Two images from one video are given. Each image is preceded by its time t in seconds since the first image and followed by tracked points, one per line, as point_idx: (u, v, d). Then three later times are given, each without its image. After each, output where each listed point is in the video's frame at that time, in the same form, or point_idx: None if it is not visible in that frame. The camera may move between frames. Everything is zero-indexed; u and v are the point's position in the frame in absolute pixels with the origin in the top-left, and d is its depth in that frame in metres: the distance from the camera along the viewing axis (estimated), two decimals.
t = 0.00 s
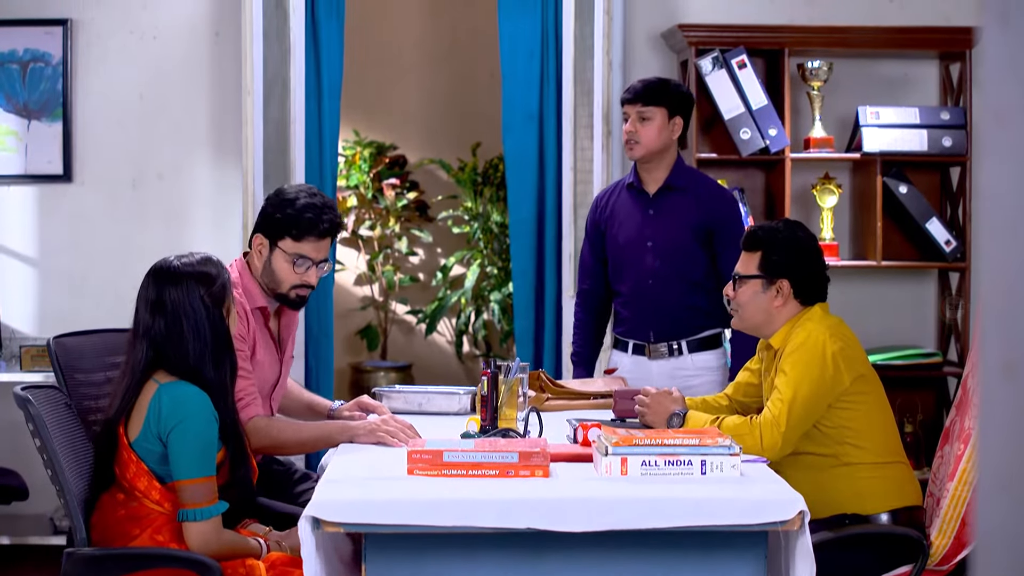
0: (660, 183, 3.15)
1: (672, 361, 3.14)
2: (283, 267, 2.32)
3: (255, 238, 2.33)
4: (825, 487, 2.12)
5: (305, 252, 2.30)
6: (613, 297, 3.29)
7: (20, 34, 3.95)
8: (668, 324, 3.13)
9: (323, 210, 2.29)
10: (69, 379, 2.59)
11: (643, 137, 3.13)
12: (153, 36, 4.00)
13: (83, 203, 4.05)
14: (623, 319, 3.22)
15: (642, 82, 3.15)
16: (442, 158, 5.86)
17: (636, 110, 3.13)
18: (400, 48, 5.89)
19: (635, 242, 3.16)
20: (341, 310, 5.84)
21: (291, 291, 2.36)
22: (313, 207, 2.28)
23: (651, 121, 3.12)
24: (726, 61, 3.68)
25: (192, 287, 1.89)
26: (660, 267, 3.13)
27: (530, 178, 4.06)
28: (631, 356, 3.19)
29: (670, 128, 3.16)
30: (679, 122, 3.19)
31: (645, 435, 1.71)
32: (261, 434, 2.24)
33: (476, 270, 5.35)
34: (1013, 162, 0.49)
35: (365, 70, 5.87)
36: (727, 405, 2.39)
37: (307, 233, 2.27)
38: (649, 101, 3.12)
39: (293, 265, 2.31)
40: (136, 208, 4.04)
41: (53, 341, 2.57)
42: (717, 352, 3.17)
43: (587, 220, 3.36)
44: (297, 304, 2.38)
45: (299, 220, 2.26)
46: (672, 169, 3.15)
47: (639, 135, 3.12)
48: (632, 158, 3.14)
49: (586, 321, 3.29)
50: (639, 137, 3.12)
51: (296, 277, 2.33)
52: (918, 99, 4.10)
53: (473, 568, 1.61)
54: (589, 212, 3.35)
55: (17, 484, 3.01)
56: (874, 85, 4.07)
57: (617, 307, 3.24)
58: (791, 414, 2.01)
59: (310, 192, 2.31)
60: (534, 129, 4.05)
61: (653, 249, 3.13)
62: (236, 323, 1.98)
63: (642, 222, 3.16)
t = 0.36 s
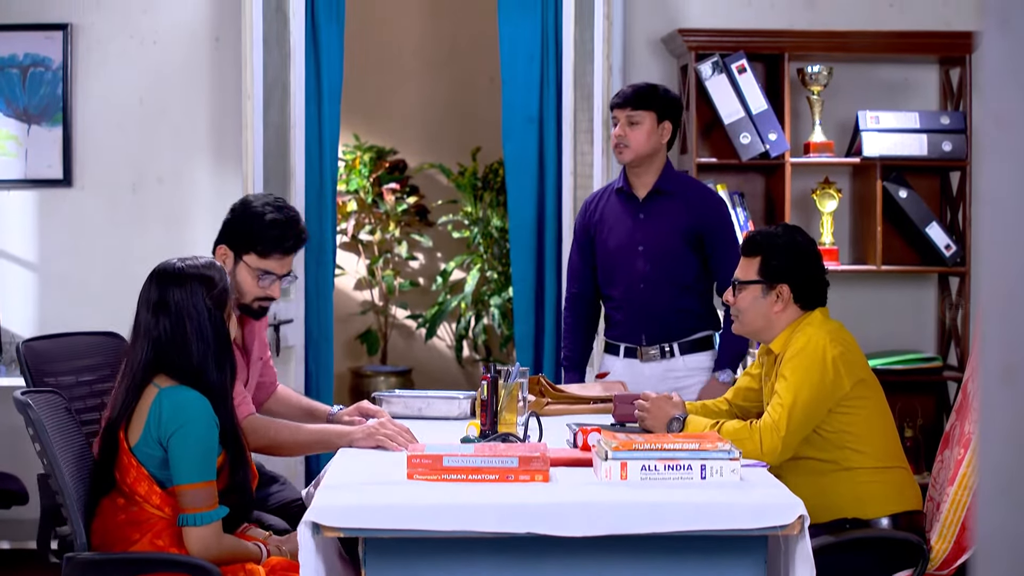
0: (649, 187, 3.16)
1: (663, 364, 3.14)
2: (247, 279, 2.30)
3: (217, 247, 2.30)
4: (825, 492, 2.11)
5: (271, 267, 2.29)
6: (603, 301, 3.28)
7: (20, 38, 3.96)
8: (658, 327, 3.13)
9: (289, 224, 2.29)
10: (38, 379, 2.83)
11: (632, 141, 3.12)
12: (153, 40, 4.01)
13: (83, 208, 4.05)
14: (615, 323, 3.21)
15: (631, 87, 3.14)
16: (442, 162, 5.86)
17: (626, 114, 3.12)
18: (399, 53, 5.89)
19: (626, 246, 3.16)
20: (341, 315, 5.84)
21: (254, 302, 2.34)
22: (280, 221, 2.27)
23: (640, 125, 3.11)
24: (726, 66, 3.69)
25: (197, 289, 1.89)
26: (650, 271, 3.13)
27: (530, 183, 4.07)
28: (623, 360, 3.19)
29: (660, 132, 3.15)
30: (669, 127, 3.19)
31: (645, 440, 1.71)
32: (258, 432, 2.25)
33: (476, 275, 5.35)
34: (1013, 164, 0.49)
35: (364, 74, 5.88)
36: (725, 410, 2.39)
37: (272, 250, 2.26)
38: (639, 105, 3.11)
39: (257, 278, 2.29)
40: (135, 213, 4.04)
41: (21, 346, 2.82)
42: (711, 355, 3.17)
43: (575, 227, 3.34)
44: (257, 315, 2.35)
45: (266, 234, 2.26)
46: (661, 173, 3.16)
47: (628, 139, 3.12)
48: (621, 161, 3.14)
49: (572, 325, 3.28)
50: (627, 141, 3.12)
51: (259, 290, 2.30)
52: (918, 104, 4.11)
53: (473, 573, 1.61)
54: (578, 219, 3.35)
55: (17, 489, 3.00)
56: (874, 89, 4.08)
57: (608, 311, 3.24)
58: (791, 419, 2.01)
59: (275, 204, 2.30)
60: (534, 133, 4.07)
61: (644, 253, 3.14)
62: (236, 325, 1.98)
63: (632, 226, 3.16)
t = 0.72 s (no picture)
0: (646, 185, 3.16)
1: (658, 364, 3.13)
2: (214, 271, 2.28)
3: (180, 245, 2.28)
4: (826, 494, 2.11)
5: (236, 253, 2.28)
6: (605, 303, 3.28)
7: (21, 40, 3.97)
8: (655, 327, 3.13)
9: (245, 206, 2.27)
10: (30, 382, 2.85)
11: (629, 144, 3.12)
12: (154, 42, 4.00)
13: (83, 209, 4.05)
14: (614, 324, 3.22)
15: (627, 91, 3.13)
16: (443, 164, 5.86)
17: (622, 116, 3.11)
18: (400, 55, 5.90)
19: (622, 249, 3.16)
20: (342, 317, 5.85)
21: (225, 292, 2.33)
22: (237, 205, 2.26)
23: (636, 127, 3.11)
24: (727, 68, 3.69)
25: (205, 291, 1.88)
26: (646, 271, 3.13)
27: (530, 185, 4.08)
28: (621, 360, 3.19)
29: (656, 134, 3.15)
30: (665, 129, 3.18)
31: (646, 442, 1.71)
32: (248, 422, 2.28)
33: (477, 277, 5.35)
34: (1013, 163, 0.49)
35: (365, 76, 5.88)
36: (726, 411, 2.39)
37: (234, 236, 2.26)
38: (634, 107, 3.10)
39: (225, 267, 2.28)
40: (135, 214, 4.04)
41: (14, 347, 2.83)
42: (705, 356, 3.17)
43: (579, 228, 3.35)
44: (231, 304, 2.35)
45: (227, 221, 2.24)
46: (659, 172, 3.15)
47: (625, 141, 3.12)
48: (619, 163, 3.14)
49: (575, 326, 3.28)
50: (624, 143, 3.12)
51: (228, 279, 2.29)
52: (918, 106, 4.11)
53: None
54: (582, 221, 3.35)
55: (17, 491, 3.00)
56: (874, 91, 4.08)
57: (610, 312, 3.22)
58: (792, 421, 2.01)
59: (224, 188, 2.28)
60: (534, 135, 4.07)
61: (639, 254, 3.14)
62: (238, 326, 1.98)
63: (630, 228, 3.16)
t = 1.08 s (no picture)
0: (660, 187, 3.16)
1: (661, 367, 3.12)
2: (250, 285, 2.24)
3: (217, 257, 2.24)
4: (828, 496, 2.11)
5: (273, 270, 2.24)
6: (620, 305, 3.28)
7: (22, 42, 3.98)
8: (660, 330, 3.13)
9: (286, 224, 2.25)
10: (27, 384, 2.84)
11: (645, 144, 3.13)
12: (155, 44, 4.01)
13: (85, 212, 4.05)
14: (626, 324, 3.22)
15: (646, 92, 3.15)
16: (444, 167, 5.86)
17: (639, 117, 3.12)
18: (401, 57, 5.90)
19: (633, 250, 3.17)
20: (343, 319, 5.85)
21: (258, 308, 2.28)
22: (278, 222, 2.24)
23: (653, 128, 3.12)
24: (728, 71, 3.69)
25: (211, 293, 1.88)
26: (657, 273, 3.12)
27: (531, 188, 4.08)
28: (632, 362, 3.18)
29: (673, 136, 3.14)
30: (683, 129, 3.18)
31: (647, 444, 1.71)
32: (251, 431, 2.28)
33: (478, 279, 5.35)
34: (1013, 166, 0.49)
35: (365, 78, 5.88)
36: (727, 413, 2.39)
37: (274, 251, 2.22)
38: (652, 108, 3.11)
39: (262, 282, 2.24)
40: (137, 217, 4.05)
41: (13, 349, 2.81)
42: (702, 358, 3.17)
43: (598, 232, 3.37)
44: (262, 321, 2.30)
45: (268, 235, 2.21)
46: (675, 174, 3.15)
47: (641, 142, 3.13)
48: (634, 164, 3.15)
49: (596, 329, 3.30)
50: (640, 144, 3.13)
51: (263, 294, 2.25)
52: (919, 108, 4.11)
53: None
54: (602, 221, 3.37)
55: (18, 493, 3.00)
56: (875, 94, 4.08)
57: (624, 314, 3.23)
58: (793, 423, 2.01)
59: (264, 206, 2.26)
60: (535, 138, 4.08)
61: (650, 255, 3.14)
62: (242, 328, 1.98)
63: (642, 227, 3.17)
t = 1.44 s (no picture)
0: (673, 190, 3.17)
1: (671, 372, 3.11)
2: (334, 317, 2.19)
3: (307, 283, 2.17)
4: (828, 500, 2.11)
5: (362, 308, 2.18)
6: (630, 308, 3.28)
7: (22, 45, 3.97)
8: (667, 334, 3.11)
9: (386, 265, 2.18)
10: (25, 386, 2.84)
11: (660, 148, 3.14)
12: (155, 47, 4.01)
13: (85, 215, 4.05)
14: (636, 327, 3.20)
15: (661, 94, 3.17)
16: (444, 170, 5.87)
17: (654, 120, 3.14)
18: (401, 59, 5.90)
19: (644, 252, 3.18)
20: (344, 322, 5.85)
21: (331, 338, 2.24)
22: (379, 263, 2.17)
23: (668, 132, 3.14)
24: (728, 74, 3.70)
25: (211, 297, 1.88)
26: (666, 278, 3.12)
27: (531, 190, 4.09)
28: (640, 366, 3.16)
29: (688, 139, 3.16)
30: (698, 134, 3.18)
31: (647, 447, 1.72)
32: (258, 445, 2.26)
33: (478, 282, 5.34)
34: (1015, 170, 0.49)
35: (365, 80, 5.88)
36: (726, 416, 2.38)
37: (372, 293, 2.16)
38: (667, 111, 3.13)
39: (348, 317, 2.19)
40: (137, 220, 4.05)
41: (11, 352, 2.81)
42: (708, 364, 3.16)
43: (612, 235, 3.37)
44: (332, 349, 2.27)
45: (366, 278, 2.14)
46: (689, 177, 3.16)
47: (656, 145, 3.14)
48: (648, 167, 3.17)
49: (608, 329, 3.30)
50: (655, 147, 3.14)
51: (344, 329, 2.20)
52: (919, 111, 4.11)
53: None
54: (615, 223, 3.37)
55: (17, 496, 3.00)
56: (875, 97, 4.08)
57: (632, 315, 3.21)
58: (794, 426, 2.01)
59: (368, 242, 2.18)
60: (535, 140, 4.08)
61: (661, 259, 3.14)
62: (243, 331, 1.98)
63: (654, 230, 3.17)
